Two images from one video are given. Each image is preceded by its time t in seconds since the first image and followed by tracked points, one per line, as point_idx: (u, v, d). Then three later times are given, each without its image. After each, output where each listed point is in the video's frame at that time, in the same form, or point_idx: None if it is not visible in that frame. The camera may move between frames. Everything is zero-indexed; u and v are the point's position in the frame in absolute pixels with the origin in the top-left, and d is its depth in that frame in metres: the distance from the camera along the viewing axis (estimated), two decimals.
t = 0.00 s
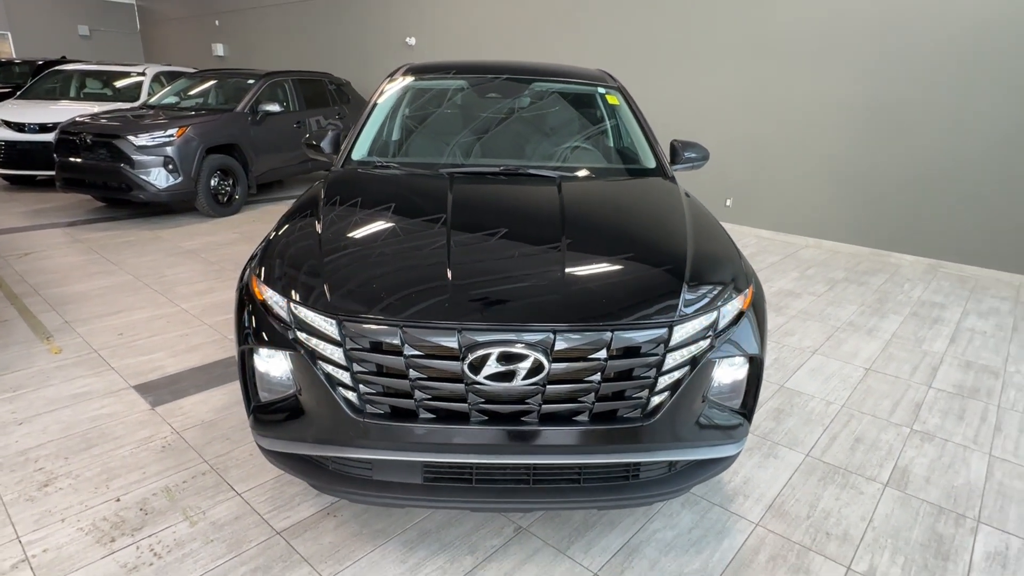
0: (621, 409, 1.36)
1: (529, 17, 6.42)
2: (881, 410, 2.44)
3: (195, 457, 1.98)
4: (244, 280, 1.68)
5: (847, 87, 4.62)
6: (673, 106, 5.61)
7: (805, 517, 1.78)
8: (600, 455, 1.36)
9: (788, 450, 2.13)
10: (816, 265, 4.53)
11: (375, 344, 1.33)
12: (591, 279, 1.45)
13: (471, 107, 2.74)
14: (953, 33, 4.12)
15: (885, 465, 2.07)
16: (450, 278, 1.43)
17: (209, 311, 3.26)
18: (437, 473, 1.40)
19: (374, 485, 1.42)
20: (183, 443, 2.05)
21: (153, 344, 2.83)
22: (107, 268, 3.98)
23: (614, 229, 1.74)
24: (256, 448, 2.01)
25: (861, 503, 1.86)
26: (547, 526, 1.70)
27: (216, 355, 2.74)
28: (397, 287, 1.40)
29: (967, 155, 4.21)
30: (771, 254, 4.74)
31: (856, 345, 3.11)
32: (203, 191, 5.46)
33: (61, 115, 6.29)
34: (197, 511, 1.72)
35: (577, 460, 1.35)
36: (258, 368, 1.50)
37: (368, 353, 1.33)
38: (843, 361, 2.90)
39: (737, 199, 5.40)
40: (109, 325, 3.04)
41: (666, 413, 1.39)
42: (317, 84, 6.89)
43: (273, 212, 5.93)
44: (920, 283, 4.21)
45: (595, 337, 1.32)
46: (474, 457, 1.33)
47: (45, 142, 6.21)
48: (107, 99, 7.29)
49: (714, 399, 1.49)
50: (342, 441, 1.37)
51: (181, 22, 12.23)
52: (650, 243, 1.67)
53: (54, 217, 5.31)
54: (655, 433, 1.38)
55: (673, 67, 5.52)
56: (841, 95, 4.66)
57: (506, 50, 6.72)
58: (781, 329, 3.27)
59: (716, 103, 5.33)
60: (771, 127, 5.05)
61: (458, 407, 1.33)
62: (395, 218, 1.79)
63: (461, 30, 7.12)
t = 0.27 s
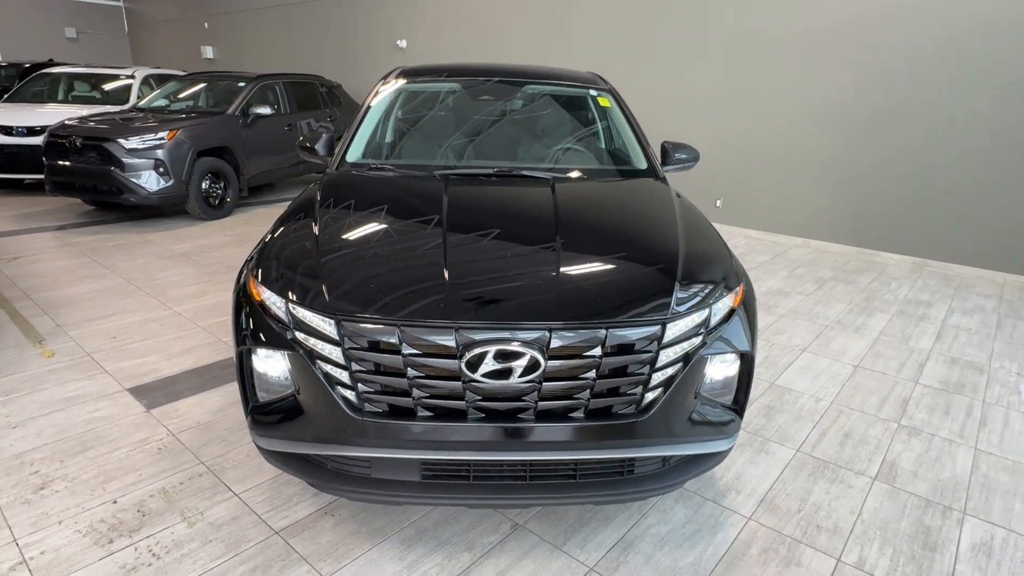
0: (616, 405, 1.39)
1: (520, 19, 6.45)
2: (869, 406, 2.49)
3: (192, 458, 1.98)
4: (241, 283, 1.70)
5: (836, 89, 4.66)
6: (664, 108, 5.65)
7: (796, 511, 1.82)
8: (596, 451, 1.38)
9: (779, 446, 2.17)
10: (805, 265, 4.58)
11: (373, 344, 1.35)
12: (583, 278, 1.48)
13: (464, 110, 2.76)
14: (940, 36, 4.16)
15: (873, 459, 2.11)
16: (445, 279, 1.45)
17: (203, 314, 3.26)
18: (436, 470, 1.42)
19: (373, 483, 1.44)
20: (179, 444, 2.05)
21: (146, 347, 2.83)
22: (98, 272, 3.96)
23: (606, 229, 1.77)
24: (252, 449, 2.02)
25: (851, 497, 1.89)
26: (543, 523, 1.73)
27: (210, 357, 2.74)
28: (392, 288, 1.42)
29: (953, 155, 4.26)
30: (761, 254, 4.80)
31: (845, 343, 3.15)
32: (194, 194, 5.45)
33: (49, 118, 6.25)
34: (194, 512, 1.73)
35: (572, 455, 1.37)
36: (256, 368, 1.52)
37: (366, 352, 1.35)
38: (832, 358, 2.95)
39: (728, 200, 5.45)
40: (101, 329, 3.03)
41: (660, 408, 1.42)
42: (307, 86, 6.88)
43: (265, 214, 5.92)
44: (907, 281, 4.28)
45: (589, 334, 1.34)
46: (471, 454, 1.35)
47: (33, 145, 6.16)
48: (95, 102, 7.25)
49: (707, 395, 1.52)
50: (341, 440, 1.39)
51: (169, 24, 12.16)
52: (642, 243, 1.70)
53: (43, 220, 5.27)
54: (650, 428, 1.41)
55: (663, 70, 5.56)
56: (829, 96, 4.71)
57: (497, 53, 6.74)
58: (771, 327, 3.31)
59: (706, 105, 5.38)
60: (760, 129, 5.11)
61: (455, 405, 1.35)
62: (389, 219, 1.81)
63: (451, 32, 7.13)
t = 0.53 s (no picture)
0: (613, 407, 1.40)
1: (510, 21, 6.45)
2: (860, 404, 2.51)
3: (185, 465, 1.97)
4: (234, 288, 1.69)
5: (827, 90, 4.70)
6: (654, 109, 5.68)
7: (790, 509, 1.83)
8: (593, 452, 1.39)
9: (773, 444, 2.18)
10: (794, 264, 4.62)
11: (370, 348, 1.34)
12: (577, 280, 1.49)
13: (456, 112, 2.76)
14: (930, 37, 4.20)
15: (865, 457, 2.13)
16: (439, 281, 1.45)
17: (193, 319, 3.24)
18: (432, 474, 1.42)
19: (370, 487, 1.44)
20: (172, 451, 2.04)
21: (137, 353, 2.80)
22: (87, 277, 3.92)
23: (599, 231, 1.78)
24: (246, 454, 2.01)
25: (844, 494, 1.91)
26: (540, 524, 1.73)
27: (202, 362, 2.72)
28: (386, 291, 1.42)
29: (942, 156, 4.30)
30: (751, 254, 4.83)
31: (835, 342, 3.19)
32: (183, 197, 5.40)
33: (34, 122, 6.18)
34: (189, 518, 1.72)
35: (570, 457, 1.38)
36: (252, 373, 1.51)
37: (363, 356, 1.35)
38: (823, 357, 2.98)
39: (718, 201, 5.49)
40: (90, 334, 3.00)
41: (655, 409, 1.43)
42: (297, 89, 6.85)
43: (255, 217, 5.88)
44: (895, 280, 4.33)
45: (585, 336, 1.35)
46: (469, 458, 1.36)
47: (18, 149, 6.09)
48: (81, 105, 7.18)
49: (702, 395, 1.53)
50: (337, 444, 1.39)
51: (156, 26, 12.07)
52: (635, 244, 1.71)
53: (29, 225, 5.21)
54: (645, 429, 1.42)
55: (653, 71, 5.59)
56: (820, 97, 4.75)
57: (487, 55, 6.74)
58: (763, 327, 3.34)
59: (697, 106, 5.41)
60: (749, 129, 5.14)
61: (453, 408, 1.35)
62: (382, 222, 1.81)
63: (441, 34, 7.13)
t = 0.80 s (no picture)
0: (615, 410, 1.39)
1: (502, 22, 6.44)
2: (856, 402, 2.52)
3: (181, 472, 1.94)
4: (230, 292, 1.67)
5: (820, 89, 4.71)
6: (646, 110, 5.69)
7: (791, 509, 1.83)
8: (596, 456, 1.38)
9: (772, 444, 2.19)
10: (787, 263, 4.64)
11: (370, 353, 1.33)
12: (573, 281, 1.48)
13: (450, 113, 2.74)
14: (923, 37, 4.22)
15: (863, 455, 2.14)
16: (437, 285, 1.44)
17: (186, 323, 3.20)
18: (434, 479, 1.41)
19: (371, 494, 1.42)
20: (166, 458, 2.01)
21: (129, 359, 2.76)
22: (76, 282, 3.87)
23: (596, 233, 1.77)
24: (243, 461, 1.98)
25: (844, 493, 1.92)
26: (541, 528, 1.72)
27: (195, 368, 2.68)
28: (382, 295, 1.41)
29: (936, 156, 4.33)
30: (744, 253, 4.85)
31: (830, 340, 3.20)
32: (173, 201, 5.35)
33: (20, 125, 6.09)
34: (186, 527, 1.69)
35: (573, 461, 1.37)
36: (249, 380, 1.49)
37: (363, 362, 1.33)
38: (818, 356, 2.99)
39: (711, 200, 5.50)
40: (81, 341, 2.96)
41: (658, 412, 1.42)
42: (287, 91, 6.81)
43: (246, 220, 5.84)
44: (887, 278, 4.35)
45: (587, 339, 1.34)
46: (471, 463, 1.34)
47: (4, 152, 6.00)
48: (68, 108, 7.09)
49: (703, 397, 1.53)
50: (337, 451, 1.37)
51: (142, 27, 11.95)
52: (632, 246, 1.70)
53: (16, 230, 5.14)
54: (648, 432, 1.41)
55: (645, 72, 5.60)
56: (813, 96, 4.76)
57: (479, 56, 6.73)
58: (758, 326, 3.35)
59: (690, 107, 5.42)
60: (742, 129, 5.16)
61: (454, 413, 1.33)
62: (375, 225, 1.79)
63: (432, 35, 7.11)
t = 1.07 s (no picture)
0: (628, 409, 1.36)
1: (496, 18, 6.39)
2: (860, 397, 2.51)
3: (180, 477, 1.90)
4: (229, 293, 1.63)
5: (818, 84, 4.68)
6: (642, 105, 5.66)
7: (801, 506, 1.82)
8: (609, 456, 1.35)
9: (778, 440, 2.17)
10: (785, 259, 4.63)
11: (378, 354, 1.29)
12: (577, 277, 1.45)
13: (451, 109, 2.70)
14: (922, 31, 4.19)
15: (870, 451, 2.13)
16: (440, 283, 1.41)
17: (181, 325, 3.15)
18: (444, 482, 1.37)
19: (378, 498, 1.39)
20: (165, 463, 1.97)
21: (124, 361, 2.71)
22: (67, 283, 3.80)
23: (605, 229, 1.74)
24: (243, 465, 1.94)
25: (853, 490, 1.90)
26: (550, 530, 1.69)
27: (192, 369, 2.64)
28: (384, 294, 1.37)
29: (934, 150, 4.31)
30: (742, 249, 4.84)
31: (831, 335, 3.19)
32: (164, 200, 5.27)
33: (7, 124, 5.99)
34: (186, 534, 1.65)
35: (585, 462, 1.34)
36: (252, 383, 1.45)
37: (371, 363, 1.29)
38: (820, 351, 2.98)
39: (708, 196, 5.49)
40: (74, 343, 2.90)
41: (670, 411, 1.40)
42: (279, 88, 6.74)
43: (239, 219, 5.77)
44: (885, 273, 4.36)
45: (598, 337, 1.31)
46: (482, 465, 1.31)
47: None
48: (56, 106, 6.98)
49: (715, 394, 1.51)
50: (344, 455, 1.33)
51: (131, 25, 11.81)
52: (637, 242, 1.68)
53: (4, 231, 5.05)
54: (661, 431, 1.38)
55: (641, 68, 5.57)
56: (810, 91, 4.73)
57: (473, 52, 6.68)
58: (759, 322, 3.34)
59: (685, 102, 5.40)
60: (738, 124, 5.13)
61: (464, 414, 1.30)
62: (373, 223, 1.76)
63: (425, 31, 7.05)
